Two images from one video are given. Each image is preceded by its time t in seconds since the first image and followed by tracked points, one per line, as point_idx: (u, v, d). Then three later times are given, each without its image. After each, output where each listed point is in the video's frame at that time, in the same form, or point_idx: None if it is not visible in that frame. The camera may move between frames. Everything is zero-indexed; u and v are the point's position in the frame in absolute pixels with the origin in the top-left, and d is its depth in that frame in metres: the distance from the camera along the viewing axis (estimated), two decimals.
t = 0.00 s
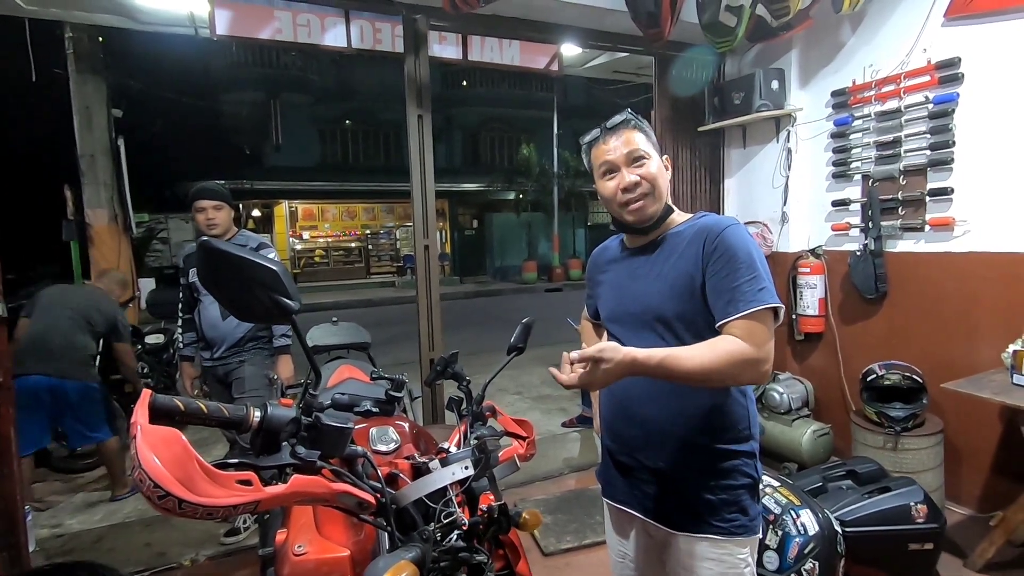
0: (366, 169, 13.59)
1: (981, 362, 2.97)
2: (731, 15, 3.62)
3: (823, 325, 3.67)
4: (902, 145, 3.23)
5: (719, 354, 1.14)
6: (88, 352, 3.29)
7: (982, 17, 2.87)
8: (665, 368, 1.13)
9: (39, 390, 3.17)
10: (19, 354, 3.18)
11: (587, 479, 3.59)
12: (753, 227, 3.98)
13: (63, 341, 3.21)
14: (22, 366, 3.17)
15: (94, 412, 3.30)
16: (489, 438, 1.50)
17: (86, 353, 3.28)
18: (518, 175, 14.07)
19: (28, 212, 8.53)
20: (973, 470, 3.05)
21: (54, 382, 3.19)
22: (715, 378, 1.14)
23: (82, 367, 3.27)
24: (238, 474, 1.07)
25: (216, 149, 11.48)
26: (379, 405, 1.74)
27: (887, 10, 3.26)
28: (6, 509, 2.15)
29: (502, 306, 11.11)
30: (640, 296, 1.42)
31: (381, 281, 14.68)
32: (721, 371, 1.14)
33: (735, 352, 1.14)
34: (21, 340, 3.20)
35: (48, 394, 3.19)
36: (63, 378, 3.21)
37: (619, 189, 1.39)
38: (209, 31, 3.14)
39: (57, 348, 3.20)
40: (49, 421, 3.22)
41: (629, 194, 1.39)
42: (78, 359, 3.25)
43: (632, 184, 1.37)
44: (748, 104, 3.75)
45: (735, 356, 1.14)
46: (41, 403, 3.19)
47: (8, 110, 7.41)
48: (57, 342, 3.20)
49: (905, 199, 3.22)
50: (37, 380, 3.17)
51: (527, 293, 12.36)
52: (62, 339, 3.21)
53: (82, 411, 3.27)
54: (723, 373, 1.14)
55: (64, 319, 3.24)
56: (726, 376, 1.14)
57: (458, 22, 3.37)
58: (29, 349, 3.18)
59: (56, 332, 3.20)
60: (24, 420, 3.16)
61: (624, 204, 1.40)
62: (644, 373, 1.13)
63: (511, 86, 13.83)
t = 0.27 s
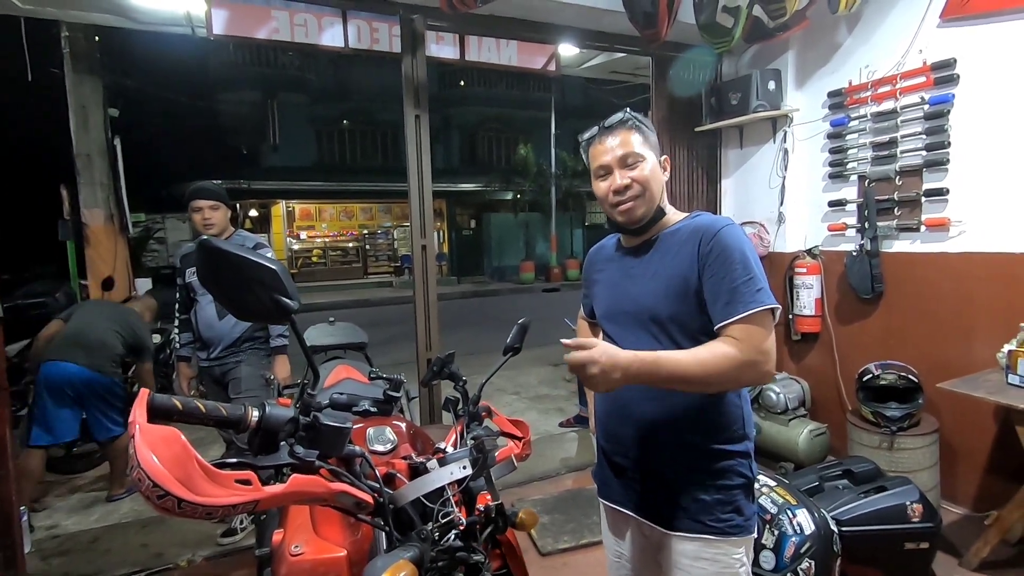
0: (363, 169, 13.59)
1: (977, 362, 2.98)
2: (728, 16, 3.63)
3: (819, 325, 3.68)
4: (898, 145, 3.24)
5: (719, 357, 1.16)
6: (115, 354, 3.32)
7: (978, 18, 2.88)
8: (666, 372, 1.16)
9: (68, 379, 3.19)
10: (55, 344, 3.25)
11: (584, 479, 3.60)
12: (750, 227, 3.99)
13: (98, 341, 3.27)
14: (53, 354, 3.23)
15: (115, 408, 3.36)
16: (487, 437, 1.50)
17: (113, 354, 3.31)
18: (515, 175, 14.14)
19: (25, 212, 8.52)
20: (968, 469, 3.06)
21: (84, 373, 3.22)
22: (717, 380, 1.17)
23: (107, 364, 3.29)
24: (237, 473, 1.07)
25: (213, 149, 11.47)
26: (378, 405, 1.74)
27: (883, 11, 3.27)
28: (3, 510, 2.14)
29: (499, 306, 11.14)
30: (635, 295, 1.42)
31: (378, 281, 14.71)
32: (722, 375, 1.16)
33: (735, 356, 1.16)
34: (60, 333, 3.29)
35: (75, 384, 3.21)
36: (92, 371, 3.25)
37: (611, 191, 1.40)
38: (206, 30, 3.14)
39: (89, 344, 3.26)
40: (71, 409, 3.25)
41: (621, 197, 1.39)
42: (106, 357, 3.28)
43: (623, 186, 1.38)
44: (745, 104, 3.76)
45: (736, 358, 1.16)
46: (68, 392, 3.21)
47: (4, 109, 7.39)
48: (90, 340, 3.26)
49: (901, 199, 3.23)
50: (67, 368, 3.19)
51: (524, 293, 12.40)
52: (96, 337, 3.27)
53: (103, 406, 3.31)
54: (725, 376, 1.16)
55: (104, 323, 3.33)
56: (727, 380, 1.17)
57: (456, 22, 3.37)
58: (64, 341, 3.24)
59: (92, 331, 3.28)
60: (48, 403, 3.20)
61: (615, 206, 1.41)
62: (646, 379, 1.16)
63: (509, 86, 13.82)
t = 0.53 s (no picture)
0: (361, 174, 13.61)
1: (973, 364, 2.99)
2: (724, 20, 3.65)
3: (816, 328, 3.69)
4: (893, 149, 3.26)
5: (724, 368, 1.22)
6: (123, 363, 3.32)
7: (972, 23, 2.89)
8: (674, 388, 1.26)
9: (78, 380, 3.19)
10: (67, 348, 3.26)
11: (582, 483, 3.60)
12: (747, 231, 4.02)
13: (106, 347, 3.27)
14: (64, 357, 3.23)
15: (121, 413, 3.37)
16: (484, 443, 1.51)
17: (122, 362, 3.31)
18: (513, 179, 14.15)
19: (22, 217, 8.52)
20: (965, 472, 3.07)
21: (94, 376, 3.23)
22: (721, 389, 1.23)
23: (115, 370, 3.29)
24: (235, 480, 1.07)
25: (211, 153, 11.48)
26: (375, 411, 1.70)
27: (877, 16, 3.29)
28: None
29: (497, 309, 11.15)
30: (631, 298, 1.42)
31: (376, 285, 14.73)
32: (724, 385, 1.22)
33: (736, 365, 1.21)
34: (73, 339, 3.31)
35: (84, 386, 3.22)
36: (101, 376, 3.25)
37: (607, 196, 1.41)
38: (203, 36, 3.08)
39: (101, 351, 3.26)
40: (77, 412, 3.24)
41: (617, 202, 1.40)
42: (116, 365, 3.28)
43: (619, 193, 1.39)
44: (741, 108, 3.78)
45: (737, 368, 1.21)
46: (77, 394, 3.21)
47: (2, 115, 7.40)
48: (101, 346, 3.27)
49: (897, 203, 3.25)
50: (77, 370, 3.20)
51: (522, 296, 12.42)
52: (107, 344, 3.28)
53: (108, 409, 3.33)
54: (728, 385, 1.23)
55: (118, 332, 3.35)
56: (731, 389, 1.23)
57: (452, 27, 3.42)
58: (76, 345, 3.25)
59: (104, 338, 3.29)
60: (55, 404, 3.19)
61: (612, 210, 1.42)
62: (651, 394, 1.28)
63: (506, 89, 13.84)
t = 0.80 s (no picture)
0: (358, 173, 13.60)
1: (970, 361, 3.00)
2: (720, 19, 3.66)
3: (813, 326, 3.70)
4: (889, 147, 3.26)
5: (721, 366, 1.22)
6: (121, 357, 3.30)
7: (967, 21, 2.90)
8: (672, 386, 1.27)
9: (74, 379, 3.18)
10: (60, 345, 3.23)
11: (580, 482, 3.60)
12: (744, 229, 4.03)
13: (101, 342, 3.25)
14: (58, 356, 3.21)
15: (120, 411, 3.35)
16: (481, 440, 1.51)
17: (119, 357, 3.29)
18: (510, 178, 14.14)
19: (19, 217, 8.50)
20: (961, 469, 3.08)
21: (90, 373, 3.21)
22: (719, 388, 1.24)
23: (111, 365, 3.26)
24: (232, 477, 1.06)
25: (208, 153, 11.46)
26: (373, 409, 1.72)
27: (873, 15, 3.30)
28: None
29: (494, 309, 11.15)
30: (632, 297, 1.42)
31: (374, 284, 14.74)
32: (723, 384, 1.23)
33: (735, 363, 1.22)
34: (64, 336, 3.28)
35: (81, 384, 3.20)
36: (98, 372, 3.23)
37: (608, 194, 1.40)
38: (199, 35, 3.05)
39: (95, 347, 3.24)
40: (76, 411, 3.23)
41: (618, 200, 1.39)
42: (112, 360, 3.26)
43: (622, 189, 1.38)
44: (738, 107, 3.78)
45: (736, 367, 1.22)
46: (74, 393, 3.20)
47: None
48: (96, 343, 3.24)
49: (893, 201, 3.25)
50: (73, 369, 3.18)
51: (519, 296, 12.44)
52: (101, 340, 3.26)
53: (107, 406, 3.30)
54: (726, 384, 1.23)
55: (112, 325, 3.32)
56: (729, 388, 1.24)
57: (449, 26, 3.43)
58: (70, 343, 3.23)
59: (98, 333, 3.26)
60: (52, 405, 3.18)
61: (614, 208, 1.41)
62: (650, 393, 1.28)
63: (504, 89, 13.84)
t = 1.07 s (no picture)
0: (356, 172, 13.59)
1: (967, 360, 3.01)
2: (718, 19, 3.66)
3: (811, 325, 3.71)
4: (887, 146, 3.27)
5: (721, 367, 1.23)
6: (111, 352, 3.31)
7: (964, 21, 2.91)
8: (673, 387, 1.27)
9: (65, 382, 3.20)
10: (46, 346, 3.22)
11: (578, 481, 3.60)
12: (742, 228, 4.03)
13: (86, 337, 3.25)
14: (45, 361, 3.21)
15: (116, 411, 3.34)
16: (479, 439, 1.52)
17: (109, 352, 3.30)
18: (508, 178, 14.13)
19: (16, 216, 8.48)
20: (958, 467, 3.09)
21: (81, 374, 3.23)
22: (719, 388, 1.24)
23: (101, 363, 3.28)
24: (230, 475, 1.06)
25: (205, 153, 11.45)
26: (371, 408, 1.73)
27: (871, 15, 3.30)
28: None
29: (492, 308, 11.15)
30: (631, 297, 1.42)
31: (372, 284, 14.73)
32: (724, 384, 1.23)
33: (735, 362, 1.22)
34: (47, 337, 3.25)
35: (73, 386, 3.22)
36: (88, 371, 3.25)
37: (608, 191, 1.40)
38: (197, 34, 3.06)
39: (82, 344, 3.24)
40: (71, 413, 3.25)
41: (617, 197, 1.40)
42: (102, 356, 3.27)
43: (620, 187, 1.39)
44: (736, 106, 3.79)
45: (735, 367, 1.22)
46: (67, 396, 3.22)
47: None
48: (82, 341, 3.24)
49: (890, 200, 3.26)
50: (64, 373, 3.20)
51: (517, 295, 12.45)
52: (87, 336, 3.25)
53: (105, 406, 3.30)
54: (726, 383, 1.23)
55: (92, 309, 3.31)
56: (730, 387, 1.24)
57: (447, 26, 3.43)
58: (56, 345, 3.21)
59: (83, 330, 3.25)
60: (46, 410, 3.19)
61: (612, 206, 1.41)
62: (651, 393, 1.28)
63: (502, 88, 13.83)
